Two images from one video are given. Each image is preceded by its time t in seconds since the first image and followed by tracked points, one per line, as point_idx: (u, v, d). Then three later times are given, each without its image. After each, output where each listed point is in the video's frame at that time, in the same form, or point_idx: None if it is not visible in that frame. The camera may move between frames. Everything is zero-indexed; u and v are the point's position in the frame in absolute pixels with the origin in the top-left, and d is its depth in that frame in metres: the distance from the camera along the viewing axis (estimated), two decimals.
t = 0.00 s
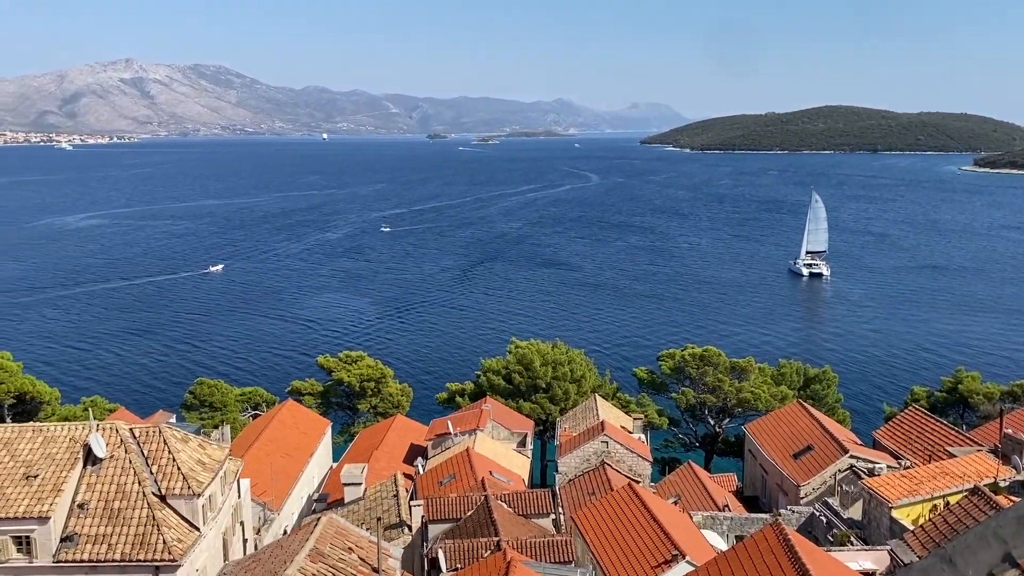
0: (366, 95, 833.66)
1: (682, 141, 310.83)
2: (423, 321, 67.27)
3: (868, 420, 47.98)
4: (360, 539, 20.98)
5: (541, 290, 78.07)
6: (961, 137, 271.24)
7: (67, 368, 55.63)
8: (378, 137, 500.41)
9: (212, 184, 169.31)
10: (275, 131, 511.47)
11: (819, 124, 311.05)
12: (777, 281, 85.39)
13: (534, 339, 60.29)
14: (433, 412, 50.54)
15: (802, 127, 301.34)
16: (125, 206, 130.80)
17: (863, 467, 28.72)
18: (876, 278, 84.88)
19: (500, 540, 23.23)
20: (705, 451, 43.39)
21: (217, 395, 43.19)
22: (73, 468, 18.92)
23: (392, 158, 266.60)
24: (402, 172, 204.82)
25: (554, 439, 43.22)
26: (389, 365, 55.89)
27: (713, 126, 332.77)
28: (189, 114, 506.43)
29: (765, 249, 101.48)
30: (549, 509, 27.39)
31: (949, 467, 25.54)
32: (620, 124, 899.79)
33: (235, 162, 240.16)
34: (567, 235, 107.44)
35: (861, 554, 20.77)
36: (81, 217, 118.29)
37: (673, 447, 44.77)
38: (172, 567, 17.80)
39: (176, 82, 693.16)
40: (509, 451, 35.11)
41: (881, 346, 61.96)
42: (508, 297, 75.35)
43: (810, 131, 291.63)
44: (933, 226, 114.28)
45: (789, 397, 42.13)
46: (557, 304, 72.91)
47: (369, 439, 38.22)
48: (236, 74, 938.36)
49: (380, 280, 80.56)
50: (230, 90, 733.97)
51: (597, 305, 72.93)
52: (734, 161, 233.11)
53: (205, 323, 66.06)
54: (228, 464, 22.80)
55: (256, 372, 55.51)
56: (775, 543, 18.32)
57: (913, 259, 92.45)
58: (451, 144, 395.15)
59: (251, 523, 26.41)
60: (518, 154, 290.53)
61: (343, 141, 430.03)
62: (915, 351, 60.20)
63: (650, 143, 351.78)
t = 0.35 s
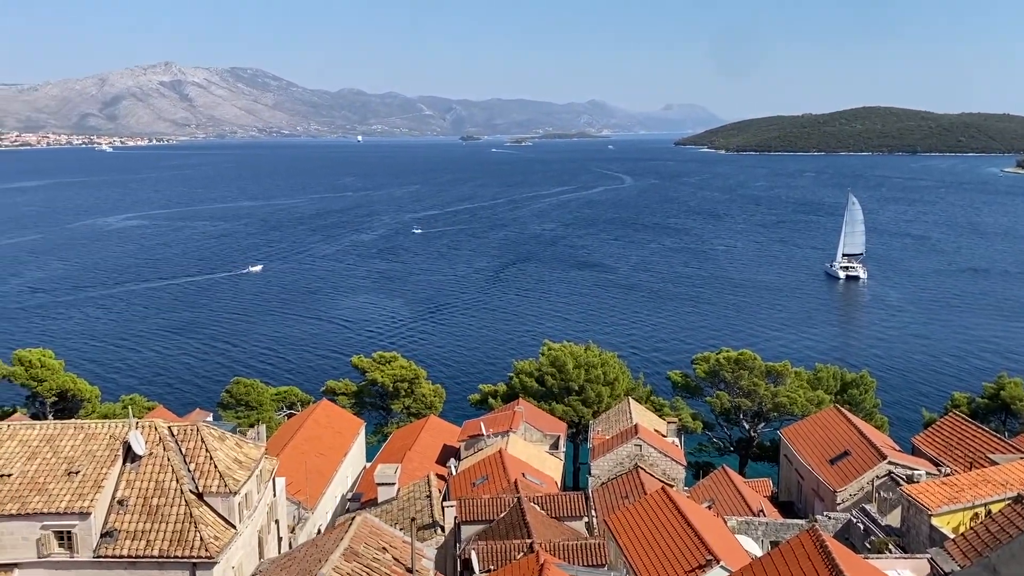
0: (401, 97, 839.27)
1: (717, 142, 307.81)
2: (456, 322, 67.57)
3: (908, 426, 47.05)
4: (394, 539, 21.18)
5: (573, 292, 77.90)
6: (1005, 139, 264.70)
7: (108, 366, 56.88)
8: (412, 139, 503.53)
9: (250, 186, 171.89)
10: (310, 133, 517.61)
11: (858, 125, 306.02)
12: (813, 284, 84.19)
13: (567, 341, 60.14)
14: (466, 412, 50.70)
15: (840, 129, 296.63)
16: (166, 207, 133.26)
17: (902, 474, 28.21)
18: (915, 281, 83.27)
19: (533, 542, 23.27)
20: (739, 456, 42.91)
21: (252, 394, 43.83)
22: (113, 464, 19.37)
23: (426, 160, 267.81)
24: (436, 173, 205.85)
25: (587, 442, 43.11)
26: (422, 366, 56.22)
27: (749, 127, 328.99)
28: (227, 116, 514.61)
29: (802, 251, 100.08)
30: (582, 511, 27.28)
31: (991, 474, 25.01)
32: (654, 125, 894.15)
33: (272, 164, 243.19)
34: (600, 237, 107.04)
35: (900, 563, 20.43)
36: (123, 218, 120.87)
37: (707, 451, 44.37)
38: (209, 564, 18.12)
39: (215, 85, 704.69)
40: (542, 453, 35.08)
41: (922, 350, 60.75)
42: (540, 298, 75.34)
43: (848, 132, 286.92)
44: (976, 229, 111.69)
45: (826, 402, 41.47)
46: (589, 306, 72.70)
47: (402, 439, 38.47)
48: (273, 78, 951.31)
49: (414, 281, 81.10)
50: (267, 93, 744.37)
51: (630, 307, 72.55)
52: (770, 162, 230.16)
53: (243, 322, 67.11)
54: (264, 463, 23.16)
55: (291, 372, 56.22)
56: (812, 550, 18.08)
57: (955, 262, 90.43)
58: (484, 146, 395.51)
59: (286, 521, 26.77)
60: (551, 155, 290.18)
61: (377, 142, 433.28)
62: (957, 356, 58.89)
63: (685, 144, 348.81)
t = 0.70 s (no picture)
0: (438, 99, 844.12)
1: (756, 144, 304.04)
2: (490, 323, 67.62)
3: (951, 434, 45.86)
4: (429, 538, 21.19)
5: (608, 294, 77.43)
6: None
7: (150, 363, 57.98)
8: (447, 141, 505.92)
9: (289, 187, 174.17)
10: (348, 136, 523.12)
11: (900, 126, 299.89)
12: (852, 287, 82.59)
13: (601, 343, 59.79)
14: (500, 413, 50.66)
15: (882, 130, 290.87)
16: (207, 208, 135.53)
17: (943, 481, 27.48)
18: (959, 285, 81.21)
19: (568, 545, 23.06)
20: (776, 461, 42.23)
21: (290, 393, 44.34)
22: (154, 460, 19.67)
23: (462, 162, 268.77)
24: (472, 175, 206.46)
25: (621, 445, 42.77)
26: (457, 367, 56.36)
27: (789, 128, 324.22)
28: (267, 118, 522.25)
29: (841, 254, 98.26)
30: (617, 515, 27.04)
31: None
32: (691, 126, 886.46)
33: (310, 166, 246.15)
34: (636, 238, 106.30)
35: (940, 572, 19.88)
36: (166, 218, 123.22)
37: (743, 455, 43.75)
38: (246, 560, 18.28)
39: (255, 88, 715.74)
40: (576, 456, 34.89)
41: (966, 356, 59.20)
42: (575, 300, 75.04)
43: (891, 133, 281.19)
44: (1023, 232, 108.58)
45: (866, 408, 40.58)
46: (624, 308, 72.21)
47: (437, 439, 38.58)
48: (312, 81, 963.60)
49: (449, 282, 81.36)
50: (305, 96, 753.78)
51: (666, 310, 71.90)
52: (809, 164, 226.53)
53: (281, 322, 67.95)
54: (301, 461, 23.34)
55: (327, 370, 56.78)
56: (851, 556, 17.65)
57: (1001, 266, 87.99)
58: (519, 147, 395.52)
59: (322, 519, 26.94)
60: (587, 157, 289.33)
61: (413, 144, 436.29)
62: (1002, 363, 57.26)
63: (722, 145, 345.05)
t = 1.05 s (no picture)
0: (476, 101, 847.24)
1: (796, 146, 299.42)
2: (525, 324, 67.50)
3: (997, 443, 44.49)
4: (463, 539, 21.14)
5: (645, 296, 76.79)
6: None
7: (192, 360, 58.95)
8: (483, 143, 507.40)
9: (328, 188, 176.05)
10: (386, 138, 527.46)
11: (947, 127, 292.89)
12: (895, 291, 80.77)
13: (637, 346, 59.29)
14: (535, 415, 50.47)
15: (927, 131, 284.34)
16: (248, 208, 137.50)
17: (988, 490, 26.66)
18: (1007, 290, 78.91)
19: (602, 548, 22.81)
20: (815, 467, 41.36)
21: (328, 392, 44.68)
22: (194, 457, 19.93)
23: (499, 164, 268.93)
24: (508, 177, 206.57)
25: (657, 448, 42.29)
26: (491, 368, 56.35)
27: (830, 130, 318.60)
28: (307, 120, 528.76)
29: (884, 258, 96.16)
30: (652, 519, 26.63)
31: None
32: (730, 128, 876.34)
33: (348, 167, 248.33)
34: (673, 241, 105.27)
35: None
36: (208, 218, 125.35)
37: (781, 461, 42.97)
38: (283, 557, 18.42)
39: (296, 91, 725.35)
40: (611, 459, 34.57)
41: (1013, 363, 57.47)
42: (611, 302, 74.56)
43: (936, 134, 274.55)
44: None
45: (907, 415, 39.57)
46: (661, 311, 71.54)
47: (471, 440, 38.54)
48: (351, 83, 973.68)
49: (485, 283, 81.43)
50: (345, 98, 761.85)
51: (703, 313, 71.04)
52: (852, 166, 222.23)
53: (319, 321, 68.61)
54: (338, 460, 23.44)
55: (364, 369, 57.18)
56: (890, 565, 17.16)
57: None
58: (557, 150, 394.47)
59: (358, 518, 27.04)
60: (625, 159, 287.52)
61: (450, 146, 438.15)
62: None
63: (762, 148, 340.35)
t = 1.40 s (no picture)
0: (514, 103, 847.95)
1: (840, 148, 293.86)
2: (562, 325, 67.17)
3: None
4: (498, 541, 21.01)
5: (683, 299, 75.91)
6: None
7: (233, 358, 59.80)
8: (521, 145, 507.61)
9: (367, 189, 177.43)
10: (425, 139, 530.76)
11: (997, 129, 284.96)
12: (941, 296, 78.68)
13: (675, 350, 58.58)
14: (571, 418, 50.18)
15: (976, 133, 276.96)
16: (289, 209, 139.21)
17: None
18: None
19: (638, 553, 22.44)
20: (856, 475, 40.39)
21: (366, 391, 44.93)
22: (234, 454, 20.07)
23: (537, 165, 268.34)
24: (546, 179, 206.09)
25: (694, 453, 41.70)
26: (527, 370, 56.15)
27: (875, 132, 311.99)
28: (348, 122, 534.39)
29: (930, 262, 93.72)
30: (689, 524, 26.18)
31: None
32: (771, 130, 863.85)
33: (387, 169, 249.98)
34: (714, 243, 103.92)
35: None
36: (250, 218, 127.30)
37: (821, 468, 42.06)
38: (320, 555, 18.48)
39: (338, 93, 733.73)
40: (648, 463, 34.12)
41: None
42: (649, 304, 73.83)
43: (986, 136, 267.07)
44: None
45: (952, 422, 38.39)
46: (699, 314, 70.65)
47: (507, 442, 38.39)
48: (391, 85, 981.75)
49: (522, 284, 81.24)
50: (385, 100, 768.41)
51: (742, 316, 70.00)
52: (897, 168, 217.20)
53: (357, 320, 69.10)
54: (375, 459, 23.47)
55: (401, 369, 57.41)
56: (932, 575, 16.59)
57: None
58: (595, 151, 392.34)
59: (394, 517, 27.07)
60: (664, 160, 284.89)
61: (488, 148, 438.91)
62: None
63: (804, 150, 334.86)
